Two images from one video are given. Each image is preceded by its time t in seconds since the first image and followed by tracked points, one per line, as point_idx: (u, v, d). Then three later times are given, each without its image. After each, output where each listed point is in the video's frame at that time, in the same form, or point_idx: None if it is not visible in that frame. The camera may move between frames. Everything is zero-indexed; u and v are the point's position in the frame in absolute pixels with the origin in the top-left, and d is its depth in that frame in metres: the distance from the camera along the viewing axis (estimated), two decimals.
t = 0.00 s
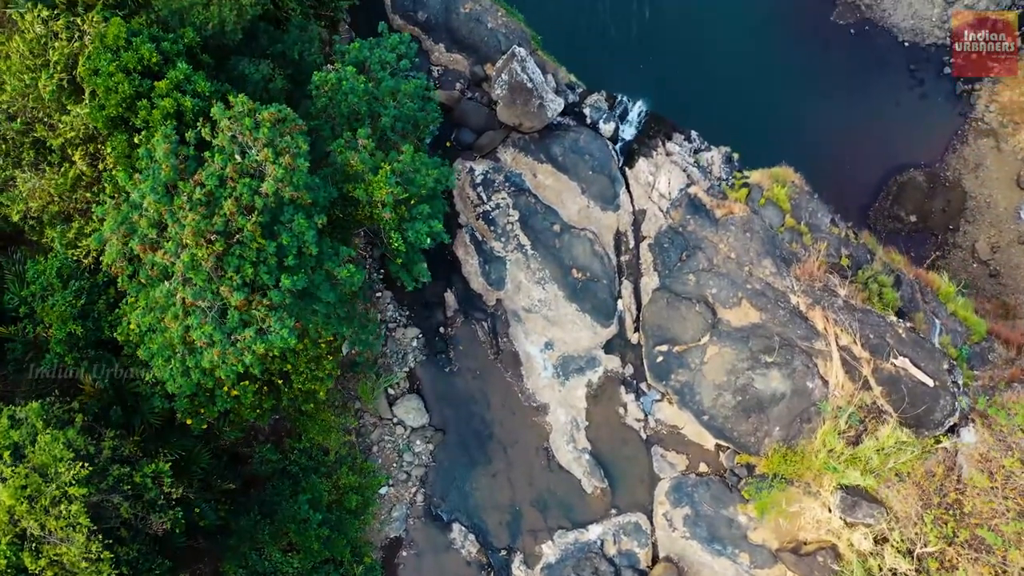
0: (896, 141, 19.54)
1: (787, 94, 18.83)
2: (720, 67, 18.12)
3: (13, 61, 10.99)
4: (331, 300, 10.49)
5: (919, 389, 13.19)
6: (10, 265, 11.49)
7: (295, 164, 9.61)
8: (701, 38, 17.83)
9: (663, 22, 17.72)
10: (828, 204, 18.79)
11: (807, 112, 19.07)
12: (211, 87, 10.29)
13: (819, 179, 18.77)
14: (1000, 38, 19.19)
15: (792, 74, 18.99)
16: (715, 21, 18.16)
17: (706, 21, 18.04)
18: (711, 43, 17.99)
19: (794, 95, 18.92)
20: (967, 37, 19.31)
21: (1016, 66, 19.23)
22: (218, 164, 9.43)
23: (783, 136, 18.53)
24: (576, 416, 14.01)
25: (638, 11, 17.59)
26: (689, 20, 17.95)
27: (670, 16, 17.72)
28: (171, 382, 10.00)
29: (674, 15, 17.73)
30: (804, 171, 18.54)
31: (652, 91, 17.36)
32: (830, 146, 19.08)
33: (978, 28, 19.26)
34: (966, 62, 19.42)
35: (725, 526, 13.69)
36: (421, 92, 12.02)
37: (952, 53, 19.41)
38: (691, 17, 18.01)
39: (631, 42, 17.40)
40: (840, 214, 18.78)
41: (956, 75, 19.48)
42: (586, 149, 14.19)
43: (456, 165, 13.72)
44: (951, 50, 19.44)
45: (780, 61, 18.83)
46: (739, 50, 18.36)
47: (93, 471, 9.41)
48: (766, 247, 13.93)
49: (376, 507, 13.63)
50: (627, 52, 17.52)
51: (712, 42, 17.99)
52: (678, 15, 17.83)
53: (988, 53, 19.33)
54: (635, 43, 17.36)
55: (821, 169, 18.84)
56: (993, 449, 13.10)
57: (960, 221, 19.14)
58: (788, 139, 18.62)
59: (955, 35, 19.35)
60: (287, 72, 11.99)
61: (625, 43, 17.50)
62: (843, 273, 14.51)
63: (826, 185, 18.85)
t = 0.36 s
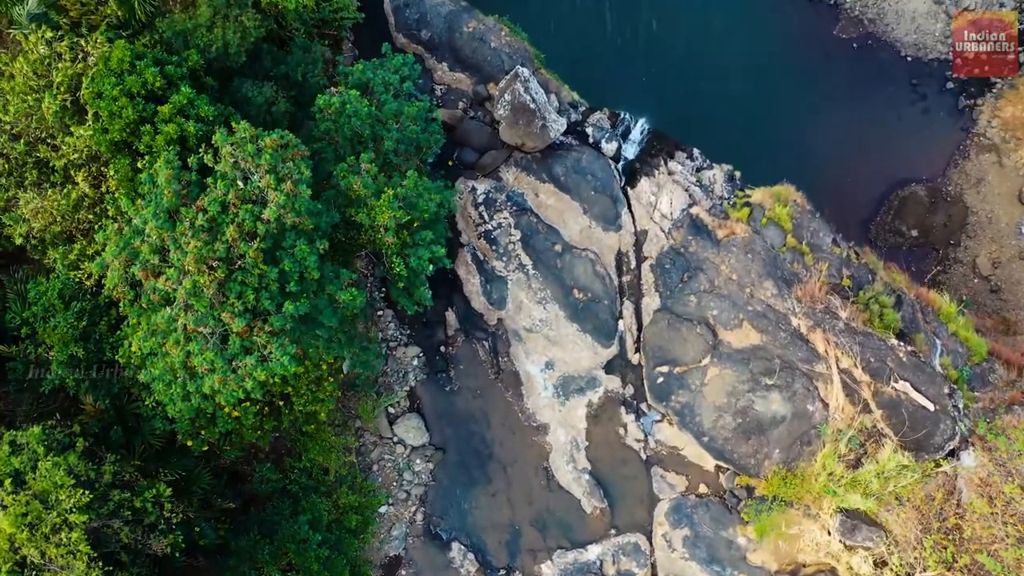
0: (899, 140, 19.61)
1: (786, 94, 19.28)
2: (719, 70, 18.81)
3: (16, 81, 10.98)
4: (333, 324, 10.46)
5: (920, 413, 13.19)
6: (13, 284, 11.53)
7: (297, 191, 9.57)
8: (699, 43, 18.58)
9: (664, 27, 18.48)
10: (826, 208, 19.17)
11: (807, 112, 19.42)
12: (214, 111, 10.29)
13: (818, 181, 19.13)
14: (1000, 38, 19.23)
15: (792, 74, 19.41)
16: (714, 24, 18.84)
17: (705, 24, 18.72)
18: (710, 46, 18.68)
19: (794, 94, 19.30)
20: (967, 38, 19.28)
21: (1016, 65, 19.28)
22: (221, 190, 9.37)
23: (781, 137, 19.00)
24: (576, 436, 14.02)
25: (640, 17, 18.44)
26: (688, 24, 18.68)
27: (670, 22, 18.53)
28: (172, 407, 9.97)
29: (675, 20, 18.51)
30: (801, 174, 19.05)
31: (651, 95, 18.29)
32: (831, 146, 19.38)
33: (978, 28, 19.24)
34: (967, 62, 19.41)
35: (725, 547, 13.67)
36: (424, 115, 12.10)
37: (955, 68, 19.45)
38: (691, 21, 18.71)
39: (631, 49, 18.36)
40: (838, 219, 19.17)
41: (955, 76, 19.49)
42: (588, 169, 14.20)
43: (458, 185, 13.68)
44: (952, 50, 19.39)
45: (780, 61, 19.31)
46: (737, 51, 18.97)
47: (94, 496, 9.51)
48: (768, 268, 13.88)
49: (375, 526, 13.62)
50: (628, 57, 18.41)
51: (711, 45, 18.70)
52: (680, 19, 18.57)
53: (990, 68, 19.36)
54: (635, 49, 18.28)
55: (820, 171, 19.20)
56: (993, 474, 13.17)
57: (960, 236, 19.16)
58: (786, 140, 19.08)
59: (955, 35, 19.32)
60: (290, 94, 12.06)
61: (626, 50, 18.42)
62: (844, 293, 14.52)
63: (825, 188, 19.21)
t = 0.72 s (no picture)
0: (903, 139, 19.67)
1: (786, 95, 19.67)
2: (719, 71, 19.21)
3: (17, 102, 10.97)
4: (335, 348, 10.44)
5: (921, 433, 13.17)
6: (15, 304, 11.56)
7: (298, 218, 9.49)
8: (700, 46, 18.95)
9: (665, 28, 18.78)
10: (829, 211, 19.32)
11: (808, 113, 19.68)
12: (217, 135, 10.30)
13: (819, 183, 19.39)
14: (1001, 37, 19.29)
15: (792, 73, 19.75)
16: (714, 26, 19.24)
17: (703, 27, 19.09)
18: (710, 48, 19.07)
19: (794, 95, 19.64)
20: (967, 38, 19.33)
21: (1017, 65, 19.32)
22: (222, 216, 9.33)
23: (781, 139, 19.36)
24: (577, 455, 14.02)
25: (642, 19, 18.72)
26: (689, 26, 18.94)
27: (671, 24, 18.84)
28: (173, 432, 9.86)
29: (676, 21, 18.84)
30: (801, 176, 19.36)
31: (653, 97, 18.73)
32: (833, 148, 19.60)
33: (977, 29, 19.30)
34: (968, 62, 19.42)
35: (725, 566, 13.63)
36: (426, 136, 12.06)
37: (958, 79, 19.46)
38: (693, 20, 19.06)
39: (633, 51, 18.71)
40: (841, 222, 19.32)
41: (956, 77, 19.46)
42: (590, 187, 14.19)
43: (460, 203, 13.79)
44: (953, 50, 19.40)
45: (779, 61, 19.67)
46: (737, 53, 19.38)
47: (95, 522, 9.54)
48: (769, 287, 13.94)
49: (376, 543, 13.63)
50: (629, 58, 18.69)
51: (712, 47, 19.11)
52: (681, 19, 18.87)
53: (992, 80, 19.39)
54: (637, 49, 18.71)
55: (821, 173, 19.43)
56: (995, 494, 13.16)
57: (961, 247, 19.16)
58: (786, 141, 19.46)
59: (955, 35, 19.36)
60: (291, 114, 12.03)
61: (628, 51, 18.69)
62: (845, 311, 14.51)
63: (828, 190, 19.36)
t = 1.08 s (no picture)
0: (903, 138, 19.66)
1: (787, 94, 19.77)
2: (719, 71, 19.41)
3: (20, 127, 10.95)
4: (337, 375, 10.40)
5: (923, 453, 13.11)
6: (17, 327, 11.58)
7: (301, 246, 9.53)
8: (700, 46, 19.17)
9: (665, 30, 19.08)
10: (830, 211, 19.38)
11: (809, 111, 19.75)
12: (219, 161, 10.30)
13: (819, 183, 19.50)
14: (1000, 38, 19.31)
15: (793, 72, 19.83)
16: (714, 26, 19.46)
17: (702, 28, 19.33)
18: (710, 48, 19.32)
19: (795, 94, 19.75)
20: (967, 38, 19.31)
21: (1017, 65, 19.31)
22: (225, 245, 9.34)
23: (781, 138, 19.53)
24: (578, 475, 14.02)
25: (641, 21, 19.02)
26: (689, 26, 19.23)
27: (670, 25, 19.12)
28: (176, 460, 9.85)
29: (676, 21, 19.12)
30: (802, 175, 19.48)
31: (653, 99, 19.01)
32: (833, 147, 19.70)
33: (977, 29, 19.30)
34: (968, 62, 19.39)
35: None
36: (428, 159, 12.03)
37: (959, 90, 19.45)
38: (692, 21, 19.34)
39: (633, 52, 18.96)
40: (842, 222, 19.39)
41: (959, 78, 19.41)
42: (592, 206, 14.16)
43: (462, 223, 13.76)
44: (953, 49, 19.38)
45: (779, 61, 19.76)
46: (737, 52, 19.53)
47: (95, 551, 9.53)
48: (771, 307, 13.91)
49: (378, 564, 13.63)
50: (630, 60, 18.94)
51: (711, 48, 19.34)
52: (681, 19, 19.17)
53: (993, 90, 19.33)
54: (637, 49, 18.97)
55: (821, 173, 19.56)
56: (996, 515, 13.08)
57: (963, 258, 19.14)
58: (786, 140, 19.62)
59: (956, 35, 19.34)
60: (293, 138, 12.02)
61: (629, 52, 18.94)
62: (846, 329, 14.48)
63: (829, 190, 19.46)
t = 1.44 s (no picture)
0: (904, 140, 19.67)
1: (787, 95, 19.76)
2: (719, 73, 19.45)
3: (22, 151, 10.90)
4: (340, 401, 10.39)
5: (925, 474, 13.04)
6: (19, 350, 11.57)
7: (304, 275, 9.54)
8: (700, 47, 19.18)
9: (664, 31, 19.16)
10: (832, 214, 19.43)
11: (810, 113, 19.73)
12: (223, 189, 10.31)
13: (820, 186, 19.54)
14: (1001, 38, 19.26)
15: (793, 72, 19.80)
16: (714, 27, 19.45)
17: (702, 28, 19.35)
18: (710, 50, 19.36)
19: (795, 95, 19.75)
20: (968, 37, 19.24)
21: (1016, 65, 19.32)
22: (228, 275, 9.35)
23: (782, 140, 19.57)
24: (581, 494, 14.02)
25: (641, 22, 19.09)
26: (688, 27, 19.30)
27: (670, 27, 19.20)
28: (180, 488, 9.87)
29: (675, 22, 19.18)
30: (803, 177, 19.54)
31: (654, 100, 19.07)
32: (833, 149, 19.71)
33: (978, 28, 19.23)
34: (968, 62, 19.36)
35: None
36: (431, 182, 12.04)
37: (960, 102, 19.46)
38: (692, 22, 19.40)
39: (634, 54, 19.03)
40: (844, 226, 19.42)
41: (957, 76, 19.39)
42: (594, 226, 14.18)
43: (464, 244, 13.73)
44: (952, 50, 19.35)
45: (779, 62, 19.78)
46: (737, 53, 19.55)
47: None
48: (773, 326, 13.95)
49: None
50: (631, 61, 19.00)
51: (711, 49, 19.35)
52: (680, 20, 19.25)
53: (994, 102, 19.36)
54: (636, 49, 19.04)
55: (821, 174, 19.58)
56: (999, 536, 13.31)
57: (964, 269, 19.15)
58: (786, 141, 19.61)
59: (956, 34, 19.27)
60: (295, 161, 12.02)
61: (629, 53, 19.01)
62: (848, 347, 14.43)
63: (830, 193, 19.52)
